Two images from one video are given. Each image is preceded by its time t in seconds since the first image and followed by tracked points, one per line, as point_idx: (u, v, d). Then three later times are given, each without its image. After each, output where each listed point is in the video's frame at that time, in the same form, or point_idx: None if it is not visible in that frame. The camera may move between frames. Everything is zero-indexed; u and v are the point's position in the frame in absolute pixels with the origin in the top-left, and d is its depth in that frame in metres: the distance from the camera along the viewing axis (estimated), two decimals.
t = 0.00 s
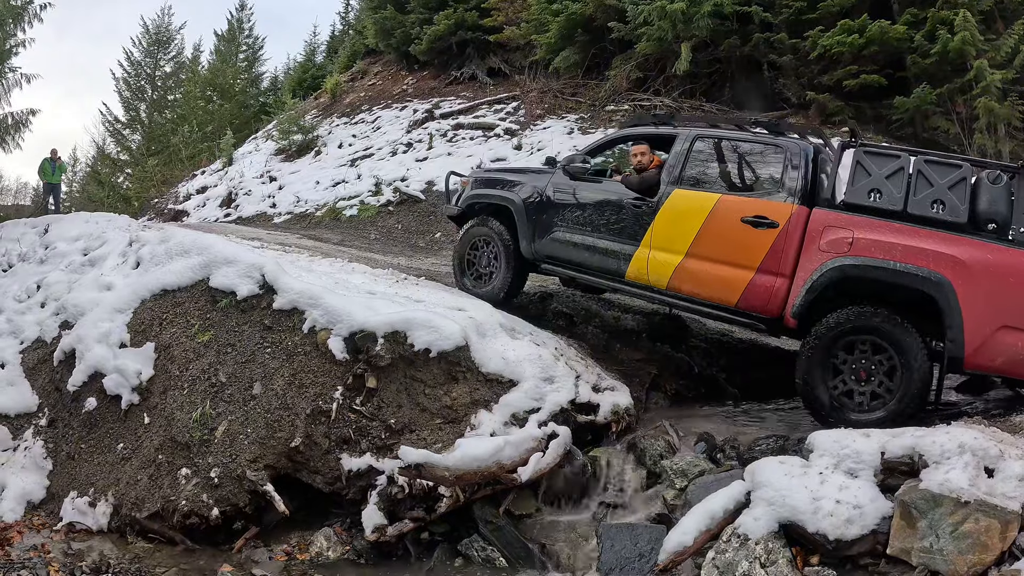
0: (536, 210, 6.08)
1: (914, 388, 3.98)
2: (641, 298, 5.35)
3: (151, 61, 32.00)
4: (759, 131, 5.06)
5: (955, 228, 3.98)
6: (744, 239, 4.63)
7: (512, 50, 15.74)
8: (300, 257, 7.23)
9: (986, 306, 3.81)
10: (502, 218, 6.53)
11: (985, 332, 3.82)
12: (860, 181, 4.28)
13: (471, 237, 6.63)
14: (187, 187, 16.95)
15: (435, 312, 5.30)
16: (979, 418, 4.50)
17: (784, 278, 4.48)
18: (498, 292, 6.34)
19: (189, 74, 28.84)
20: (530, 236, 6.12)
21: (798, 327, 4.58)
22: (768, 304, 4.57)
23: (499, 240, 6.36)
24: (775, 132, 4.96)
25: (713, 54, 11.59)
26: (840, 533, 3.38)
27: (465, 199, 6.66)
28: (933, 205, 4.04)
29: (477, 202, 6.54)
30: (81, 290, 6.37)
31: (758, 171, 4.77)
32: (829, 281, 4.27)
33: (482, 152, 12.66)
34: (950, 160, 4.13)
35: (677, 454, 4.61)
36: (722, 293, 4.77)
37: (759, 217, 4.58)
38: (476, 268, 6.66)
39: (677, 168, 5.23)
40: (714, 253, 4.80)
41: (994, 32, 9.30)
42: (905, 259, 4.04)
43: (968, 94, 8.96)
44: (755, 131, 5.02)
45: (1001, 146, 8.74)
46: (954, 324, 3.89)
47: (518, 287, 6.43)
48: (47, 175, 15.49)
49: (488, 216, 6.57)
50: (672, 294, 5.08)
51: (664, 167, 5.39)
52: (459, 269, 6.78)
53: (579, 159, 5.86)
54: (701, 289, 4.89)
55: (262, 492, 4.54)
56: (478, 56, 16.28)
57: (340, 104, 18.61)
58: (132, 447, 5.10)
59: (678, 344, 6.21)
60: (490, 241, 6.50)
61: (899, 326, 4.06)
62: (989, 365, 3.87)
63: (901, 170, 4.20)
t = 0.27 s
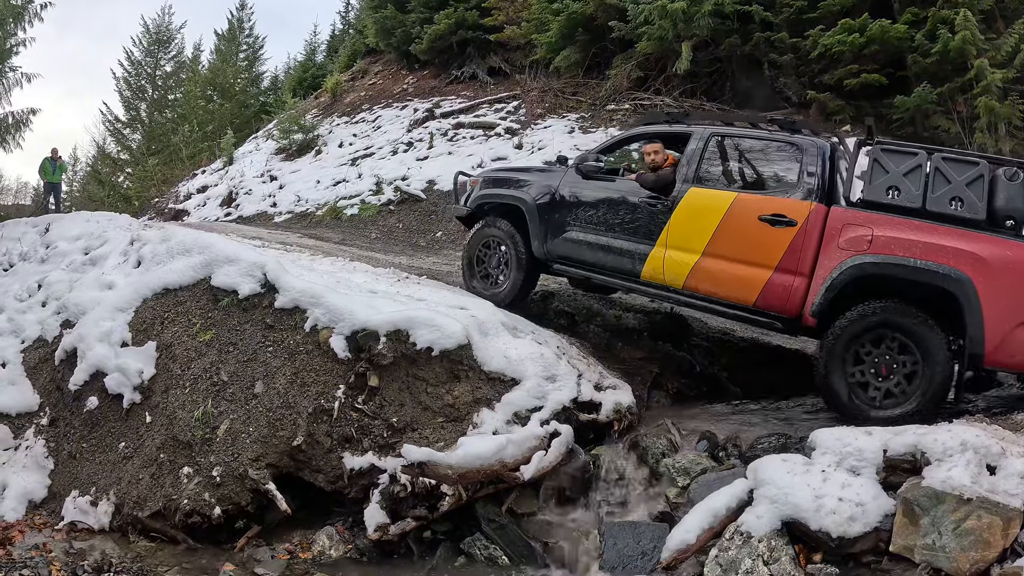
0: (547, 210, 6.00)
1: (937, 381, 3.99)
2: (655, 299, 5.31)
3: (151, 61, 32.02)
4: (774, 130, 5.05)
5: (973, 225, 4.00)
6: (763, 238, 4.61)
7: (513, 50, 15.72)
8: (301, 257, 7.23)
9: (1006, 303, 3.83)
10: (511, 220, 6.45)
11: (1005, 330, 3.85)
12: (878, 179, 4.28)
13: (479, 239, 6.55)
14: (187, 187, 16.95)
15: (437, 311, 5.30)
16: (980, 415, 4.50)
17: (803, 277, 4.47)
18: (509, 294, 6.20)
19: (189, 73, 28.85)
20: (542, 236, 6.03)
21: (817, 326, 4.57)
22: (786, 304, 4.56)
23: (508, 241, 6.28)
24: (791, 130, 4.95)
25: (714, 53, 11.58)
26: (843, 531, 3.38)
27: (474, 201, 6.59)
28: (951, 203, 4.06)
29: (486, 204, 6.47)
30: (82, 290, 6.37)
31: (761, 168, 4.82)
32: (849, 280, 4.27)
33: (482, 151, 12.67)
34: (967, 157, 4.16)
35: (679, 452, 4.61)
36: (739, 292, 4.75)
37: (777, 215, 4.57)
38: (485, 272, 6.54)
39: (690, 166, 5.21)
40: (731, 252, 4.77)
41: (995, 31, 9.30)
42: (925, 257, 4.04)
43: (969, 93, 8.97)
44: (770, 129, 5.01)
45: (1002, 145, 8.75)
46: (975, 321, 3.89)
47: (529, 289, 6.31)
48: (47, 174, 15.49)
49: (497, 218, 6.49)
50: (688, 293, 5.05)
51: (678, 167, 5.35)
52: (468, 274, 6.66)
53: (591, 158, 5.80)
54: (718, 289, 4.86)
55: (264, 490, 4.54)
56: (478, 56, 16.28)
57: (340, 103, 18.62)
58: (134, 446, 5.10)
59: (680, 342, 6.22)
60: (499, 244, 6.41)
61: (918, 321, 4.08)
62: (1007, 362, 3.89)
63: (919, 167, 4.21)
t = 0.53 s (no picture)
0: (554, 210, 5.99)
1: (952, 375, 3.99)
2: (664, 300, 5.31)
3: (150, 61, 32.02)
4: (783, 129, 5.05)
5: (985, 225, 4.00)
6: (774, 239, 4.61)
7: (512, 49, 15.71)
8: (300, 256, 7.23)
9: (1020, 303, 3.82)
10: (515, 220, 6.44)
11: (1018, 331, 3.83)
12: (889, 179, 4.27)
13: (484, 240, 6.52)
14: (186, 187, 16.94)
15: (436, 310, 5.30)
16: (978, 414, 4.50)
17: (816, 278, 4.47)
18: (517, 295, 6.19)
19: (189, 73, 28.85)
20: (548, 236, 6.02)
21: (829, 327, 4.57)
22: (799, 306, 4.56)
23: (513, 242, 6.26)
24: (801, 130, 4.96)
25: (713, 52, 11.58)
26: (840, 530, 3.38)
27: (478, 201, 6.58)
28: (964, 202, 4.05)
29: (491, 204, 6.46)
30: (81, 290, 6.37)
31: (758, 165, 4.90)
32: (861, 281, 4.28)
33: (482, 151, 12.67)
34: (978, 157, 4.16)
35: (677, 451, 4.61)
36: (752, 294, 4.75)
37: (788, 216, 4.57)
38: (491, 274, 6.51)
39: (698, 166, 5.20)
40: (742, 253, 4.77)
41: (994, 30, 9.30)
42: (938, 256, 4.04)
43: (968, 92, 8.97)
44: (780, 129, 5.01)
45: (1001, 144, 8.76)
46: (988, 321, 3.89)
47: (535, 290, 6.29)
48: (46, 174, 15.49)
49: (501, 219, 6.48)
50: (699, 296, 5.05)
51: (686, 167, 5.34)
52: (472, 275, 6.62)
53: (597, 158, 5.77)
54: (728, 291, 4.86)
55: (263, 490, 4.54)
56: (478, 55, 16.28)
57: (340, 103, 18.62)
58: (133, 445, 5.11)
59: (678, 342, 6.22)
60: (504, 245, 6.39)
61: (929, 316, 4.08)
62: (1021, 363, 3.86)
63: (930, 167, 4.21)
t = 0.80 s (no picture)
0: (554, 210, 6.00)
1: (956, 372, 3.99)
2: (666, 300, 5.31)
3: (150, 60, 32.04)
4: (785, 129, 5.05)
5: (987, 224, 4.00)
6: (775, 239, 4.62)
7: (512, 49, 15.71)
8: (300, 256, 7.23)
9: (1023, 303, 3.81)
10: (515, 220, 6.44)
11: (1020, 332, 3.83)
12: (891, 178, 4.28)
13: (484, 241, 6.52)
14: (186, 187, 16.94)
15: (435, 309, 5.31)
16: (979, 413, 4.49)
17: (817, 278, 4.47)
18: (518, 295, 6.19)
19: (189, 73, 28.85)
20: (548, 237, 6.02)
21: (831, 327, 4.57)
22: (801, 306, 4.56)
23: (514, 242, 6.25)
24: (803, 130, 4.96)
25: (713, 52, 11.57)
26: (840, 529, 3.38)
27: (478, 202, 6.58)
28: (965, 201, 4.05)
29: (490, 205, 6.45)
30: (81, 289, 6.38)
31: (757, 163, 4.91)
32: (863, 281, 4.28)
33: (482, 150, 12.68)
34: (980, 155, 4.15)
35: (677, 451, 4.62)
36: (753, 295, 4.75)
37: (789, 216, 4.57)
38: (491, 274, 6.50)
39: (700, 166, 5.20)
40: (743, 253, 4.78)
41: (994, 29, 9.31)
42: (940, 256, 4.04)
43: (968, 91, 8.97)
44: (782, 129, 5.01)
45: (1001, 143, 8.76)
46: (991, 320, 3.88)
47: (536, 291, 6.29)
48: (46, 174, 15.48)
49: (501, 219, 6.47)
50: (701, 296, 5.05)
51: (687, 167, 5.33)
52: (473, 275, 6.61)
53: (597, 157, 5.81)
54: (730, 291, 4.87)
55: (262, 489, 4.54)
56: (478, 55, 16.29)
57: (339, 103, 18.62)
58: (133, 445, 5.11)
59: (677, 342, 6.23)
60: (505, 245, 6.38)
61: (931, 314, 4.08)
62: None
63: (932, 166, 4.20)
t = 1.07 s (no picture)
0: (554, 210, 6.00)
1: (955, 371, 3.98)
2: (665, 300, 5.32)
3: (150, 60, 32.05)
4: (784, 129, 5.04)
5: (986, 223, 3.99)
6: (774, 238, 4.62)
7: (512, 49, 15.71)
8: (300, 255, 7.23)
9: (1022, 302, 3.81)
10: (515, 221, 6.44)
11: (1018, 332, 3.84)
12: (890, 178, 4.28)
13: (484, 241, 6.52)
14: (186, 187, 16.94)
15: (435, 309, 5.31)
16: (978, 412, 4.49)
17: (816, 278, 4.47)
18: (517, 295, 6.19)
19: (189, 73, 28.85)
20: (548, 237, 6.02)
21: (830, 327, 4.57)
22: (800, 306, 4.56)
23: (513, 243, 6.26)
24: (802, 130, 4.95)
25: (713, 52, 11.56)
26: (840, 529, 3.38)
27: (477, 202, 6.59)
28: (964, 201, 4.05)
29: (489, 205, 6.46)
30: (81, 289, 6.38)
31: (757, 163, 4.91)
32: (862, 280, 4.28)
33: (482, 150, 12.68)
34: (979, 155, 4.15)
35: (677, 451, 4.62)
36: (752, 295, 4.75)
37: (788, 216, 4.58)
38: (491, 275, 6.50)
39: (699, 165, 5.19)
40: (742, 253, 4.78)
41: (994, 29, 9.31)
42: (938, 256, 4.04)
43: (968, 91, 8.97)
44: (781, 129, 5.01)
45: (1001, 143, 8.76)
46: (990, 320, 3.88)
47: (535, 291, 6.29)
48: (46, 174, 15.48)
49: (501, 219, 6.47)
50: (700, 296, 5.05)
51: (686, 167, 5.33)
52: (473, 275, 6.61)
53: (597, 157, 5.88)
54: (729, 291, 4.87)
55: (262, 489, 4.55)
56: (478, 55, 16.29)
57: (339, 103, 18.63)
58: (133, 445, 5.11)
59: (677, 342, 6.23)
60: (505, 246, 6.38)
61: (929, 313, 4.08)
62: None
63: (931, 165, 4.20)
